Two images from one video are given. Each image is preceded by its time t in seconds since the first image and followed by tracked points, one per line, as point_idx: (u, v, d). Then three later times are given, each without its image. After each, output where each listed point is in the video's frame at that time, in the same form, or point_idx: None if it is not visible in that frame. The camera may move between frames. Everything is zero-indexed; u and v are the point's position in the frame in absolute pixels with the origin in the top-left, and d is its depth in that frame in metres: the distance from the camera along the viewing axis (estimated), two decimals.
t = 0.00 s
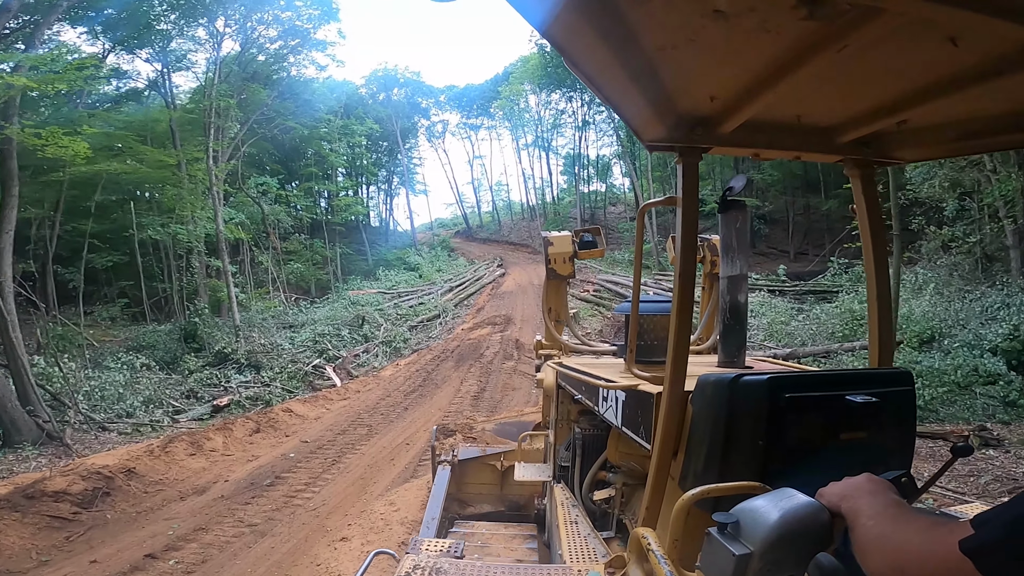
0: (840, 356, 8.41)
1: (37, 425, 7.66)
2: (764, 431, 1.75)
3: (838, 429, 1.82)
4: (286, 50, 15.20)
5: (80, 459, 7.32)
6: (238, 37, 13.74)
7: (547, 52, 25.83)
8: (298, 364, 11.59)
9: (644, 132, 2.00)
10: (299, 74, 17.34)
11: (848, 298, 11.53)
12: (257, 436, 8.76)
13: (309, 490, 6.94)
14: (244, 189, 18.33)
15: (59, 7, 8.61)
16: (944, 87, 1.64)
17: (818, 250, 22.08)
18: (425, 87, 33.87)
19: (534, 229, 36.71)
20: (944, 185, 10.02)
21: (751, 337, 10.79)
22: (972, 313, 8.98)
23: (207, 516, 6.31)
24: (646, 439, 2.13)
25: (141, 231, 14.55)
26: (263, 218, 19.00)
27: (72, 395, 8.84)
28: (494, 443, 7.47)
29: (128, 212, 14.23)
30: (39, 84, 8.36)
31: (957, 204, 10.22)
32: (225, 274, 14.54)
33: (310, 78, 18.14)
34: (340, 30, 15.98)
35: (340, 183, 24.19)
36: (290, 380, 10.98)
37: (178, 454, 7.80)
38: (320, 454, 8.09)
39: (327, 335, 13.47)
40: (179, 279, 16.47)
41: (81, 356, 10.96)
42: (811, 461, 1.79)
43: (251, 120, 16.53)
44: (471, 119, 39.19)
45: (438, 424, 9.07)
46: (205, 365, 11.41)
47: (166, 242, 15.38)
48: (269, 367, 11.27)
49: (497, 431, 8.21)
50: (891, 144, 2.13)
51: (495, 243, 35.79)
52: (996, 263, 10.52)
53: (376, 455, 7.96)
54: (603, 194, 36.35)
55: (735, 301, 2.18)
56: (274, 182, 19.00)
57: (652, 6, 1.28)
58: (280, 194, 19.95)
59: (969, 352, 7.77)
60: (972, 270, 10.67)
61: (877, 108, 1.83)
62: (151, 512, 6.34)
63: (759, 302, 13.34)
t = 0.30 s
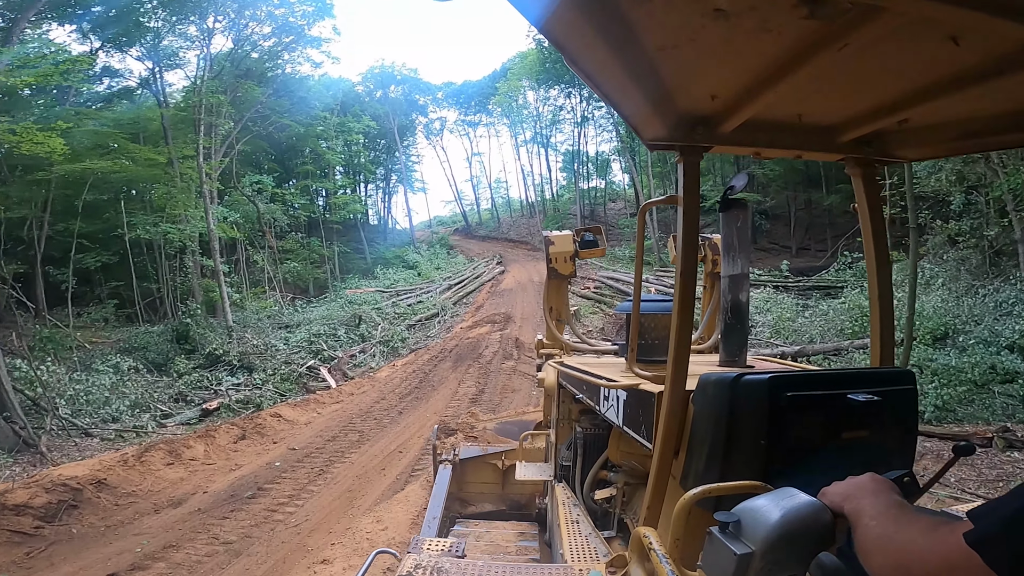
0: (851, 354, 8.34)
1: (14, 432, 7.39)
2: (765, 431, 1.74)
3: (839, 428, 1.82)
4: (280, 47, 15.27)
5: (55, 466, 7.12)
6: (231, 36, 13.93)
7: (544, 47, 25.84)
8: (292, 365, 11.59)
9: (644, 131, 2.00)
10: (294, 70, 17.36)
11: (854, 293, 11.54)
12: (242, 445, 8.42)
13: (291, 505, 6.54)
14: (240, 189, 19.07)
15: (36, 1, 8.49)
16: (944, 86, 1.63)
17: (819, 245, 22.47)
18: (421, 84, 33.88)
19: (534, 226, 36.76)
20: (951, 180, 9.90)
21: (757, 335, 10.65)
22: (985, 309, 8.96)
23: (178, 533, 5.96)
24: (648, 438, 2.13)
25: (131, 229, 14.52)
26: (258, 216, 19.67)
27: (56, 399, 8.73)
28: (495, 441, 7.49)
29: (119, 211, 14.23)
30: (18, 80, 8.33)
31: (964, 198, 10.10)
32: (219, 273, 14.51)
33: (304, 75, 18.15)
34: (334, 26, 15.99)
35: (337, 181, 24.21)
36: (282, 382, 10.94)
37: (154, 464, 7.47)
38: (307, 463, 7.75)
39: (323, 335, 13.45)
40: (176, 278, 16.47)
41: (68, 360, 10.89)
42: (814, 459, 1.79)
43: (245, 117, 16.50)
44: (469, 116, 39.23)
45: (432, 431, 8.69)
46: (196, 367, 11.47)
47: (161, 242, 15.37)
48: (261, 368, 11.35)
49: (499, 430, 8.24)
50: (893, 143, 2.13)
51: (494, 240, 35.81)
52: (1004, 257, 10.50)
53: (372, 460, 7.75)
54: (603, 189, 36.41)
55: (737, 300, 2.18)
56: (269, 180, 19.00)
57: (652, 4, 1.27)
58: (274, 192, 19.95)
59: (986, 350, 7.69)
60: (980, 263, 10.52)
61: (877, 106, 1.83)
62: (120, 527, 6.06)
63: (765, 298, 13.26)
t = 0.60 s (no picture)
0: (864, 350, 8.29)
1: None
2: (767, 430, 1.74)
3: (842, 426, 1.82)
4: (273, 44, 15.42)
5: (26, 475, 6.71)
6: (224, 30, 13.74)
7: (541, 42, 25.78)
8: (285, 368, 11.33)
9: (645, 130, 2.00)
10: (288, 67, 17.39)
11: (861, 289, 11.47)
12: (229, 451, 7.99)
13: (271, 519, 6.01)
14: (235, 187, 18.49)
15: None
16: (946, 85, 1.63)
17: (821, 240, 22.54)
18: (418, 81, 33.77)
19: (534, 222, 36.77)
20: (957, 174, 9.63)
21: (763, 330, 10.45)
22: (996, 305, 8.92)
23: (147, 550, 5.45)
24: (649, 437, 2.13)
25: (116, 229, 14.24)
26: (253, 215, 18.95)
27: (36, 405, 8.41)
28: (497, 439, 7.50)
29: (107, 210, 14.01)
30: None
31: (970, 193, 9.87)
32: (210, 273, 14.41)
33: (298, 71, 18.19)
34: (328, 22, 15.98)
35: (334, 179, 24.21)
36: (275, 384, 10.69)
37: (127, 475, 7.02)
38: (293, 472, 7.28)
39: (318, 335, 13.39)
40: (170, 278, 16.42)
41: (55, 365, 10.61)
42: (815, 458, 1.79)
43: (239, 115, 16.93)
44: (467, 113, 39.17)
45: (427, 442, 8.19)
46: (186, 370, 11.34)
47: (155, 242, 15.32)
48: (252, 370, 11.13)
49: (500, 427, 8.25)
50: (895, 142, 2.13)
51: (493, 237, 35.82)
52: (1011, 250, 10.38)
53: (367, 460, 7.62)
54: (602, 185, 36.44)
55: (738, 299, 2.18)
56: (264, 178, 18.93)
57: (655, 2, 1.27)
58: (269, 190, 19.89)
59: (1001, 347, 7.65)
60: (987, 257, 10.44)
61: (878, 105, 1.83)
62: (89, 541, 5.58)
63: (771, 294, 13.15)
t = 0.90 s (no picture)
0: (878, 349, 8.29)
1: None
2: (766, 429, 1.75)
3: (842, 426, 1.82)
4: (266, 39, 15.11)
5: None
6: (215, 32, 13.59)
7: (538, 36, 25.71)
8: (277, 369, 11.25)
9: (646, 130, 2.00)
10: (281, 65, 17.41)
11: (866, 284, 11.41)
12: (210, 459, 7.83)
13: (246, 538, 5.71)
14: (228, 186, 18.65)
15: None
16: (947, 86, 1.64)
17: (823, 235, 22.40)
18: (414, 78, 33.69)
19: (532, 218, 36.75)
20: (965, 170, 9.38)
21: (770, 327, 10.33)
22: (1008, 299, 8.88)
23: (110, 569, 5.21)
24: (649, 437, 2.14)
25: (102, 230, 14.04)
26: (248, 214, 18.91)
27: (17, 411, 8.37)
28: (497, 436, 7.51)
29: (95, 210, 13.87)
30: None
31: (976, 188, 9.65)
32: (200, 273, 14.20)
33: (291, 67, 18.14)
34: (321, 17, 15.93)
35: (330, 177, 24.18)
36: (265, 387, 10.63)
37: (96, 488, 6.74)
38: (274, 484, 7.04)
39: (312, 335, 13.33)
40: (162, 277, 16.28)
41: (41, 369, 10.55)
42: (816, 456, 1.79)
43: (231, 112, 17.09)
44: (464, 109, 39.09)
45: (420, 450, 8.03)
46: (175, 372, 11.28)
47: (148, 242, 15.24)
48: (243, 372, 11.08)
49: (500, 425, 8.25)
50: (896, 142, 2.13)
51: (491, 234, 35.81)
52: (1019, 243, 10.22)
53: (355, 467, 7.51)
54: (601, 181, 36.40)
55: (738, 299, 2.17)
56: (258, 177, 18.78)
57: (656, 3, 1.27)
58: (265, 189, 19.81)
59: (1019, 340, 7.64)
60: (994, 252, 10.33)
61: (878, 106, 1.83)
62: (50, 558, 5.37)
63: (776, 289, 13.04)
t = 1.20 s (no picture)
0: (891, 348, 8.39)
1: None
2: (766, 432, 1.74)
3: (842, 430, 1.81)
4: (259, 37, 15.20)
5: None
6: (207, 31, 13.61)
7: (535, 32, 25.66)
8: (268, 372, 10.96)
9: (648, 132, 1.99)
10: (274, 63, 17.52)
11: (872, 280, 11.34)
12: (188, 468, 7.64)
13: (216, 558, 5.40)
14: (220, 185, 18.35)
15: None
16: (949, 88, 1.63)
17: (824, 229, 22.48)
18: (410, 75, 33.64)
19: (531, 216, 36.72)
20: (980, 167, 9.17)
21: (776, 323, 10.23)
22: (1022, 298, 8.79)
23: None
24: (649, 439, 2.13)
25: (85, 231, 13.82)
26: (241, 213, 18.78)
27: None
28: (497, 435, 7.52)
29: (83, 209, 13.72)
30: None
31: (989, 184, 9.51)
32: (189, 273, 13.68)
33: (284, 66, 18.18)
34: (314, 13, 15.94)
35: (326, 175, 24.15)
36: (256, 390, 10.35)
37: (61, 503, 6.51)
38: (251, 499, 6.70)
39: (307, 336, 13.19)
40: (153, 279, 16.10)
41: (25, 375, 10.39)
42: (817, 460, 1.78)
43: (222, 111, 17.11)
44: (461, 106, 39.02)
45: (412, 458, 7.77)
46: (163, 375, 10.95)
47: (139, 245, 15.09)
48: (234, 374, 10.77)
49: (500, 424, 8.26)
50: (898, 144, 2.13)
51: (489, 231, 35.78)
52: None
53: (345, 475, 7.32)
54: (600, 178, 36.42)
55: (739, 302, 2.17)
56: (251, 176, 18.68)
57: (658, 5, 1.27)
58: (258, 188, 19.76)
59: None
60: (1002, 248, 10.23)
61: (880, 108, 1.82)
62: None
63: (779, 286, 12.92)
